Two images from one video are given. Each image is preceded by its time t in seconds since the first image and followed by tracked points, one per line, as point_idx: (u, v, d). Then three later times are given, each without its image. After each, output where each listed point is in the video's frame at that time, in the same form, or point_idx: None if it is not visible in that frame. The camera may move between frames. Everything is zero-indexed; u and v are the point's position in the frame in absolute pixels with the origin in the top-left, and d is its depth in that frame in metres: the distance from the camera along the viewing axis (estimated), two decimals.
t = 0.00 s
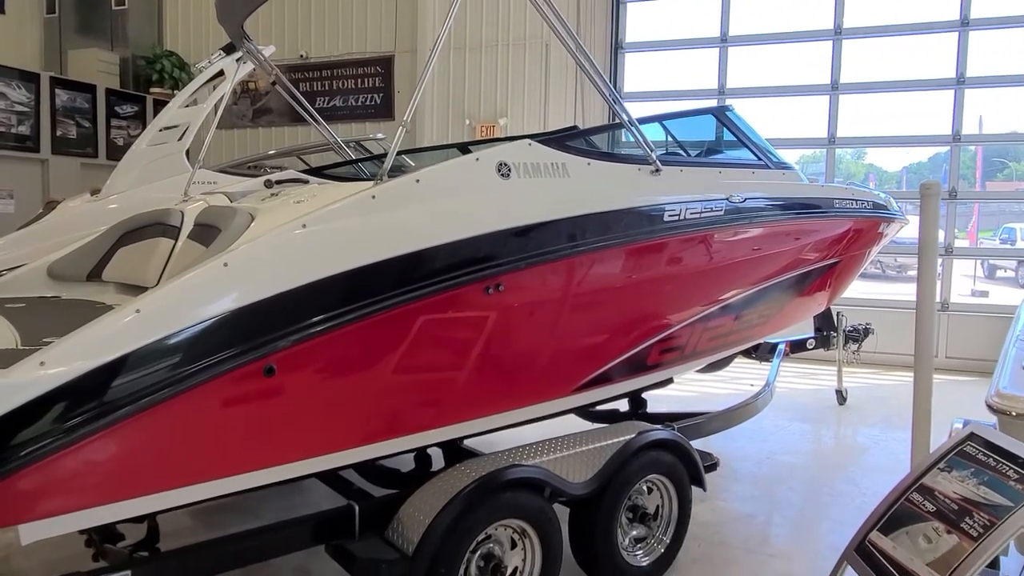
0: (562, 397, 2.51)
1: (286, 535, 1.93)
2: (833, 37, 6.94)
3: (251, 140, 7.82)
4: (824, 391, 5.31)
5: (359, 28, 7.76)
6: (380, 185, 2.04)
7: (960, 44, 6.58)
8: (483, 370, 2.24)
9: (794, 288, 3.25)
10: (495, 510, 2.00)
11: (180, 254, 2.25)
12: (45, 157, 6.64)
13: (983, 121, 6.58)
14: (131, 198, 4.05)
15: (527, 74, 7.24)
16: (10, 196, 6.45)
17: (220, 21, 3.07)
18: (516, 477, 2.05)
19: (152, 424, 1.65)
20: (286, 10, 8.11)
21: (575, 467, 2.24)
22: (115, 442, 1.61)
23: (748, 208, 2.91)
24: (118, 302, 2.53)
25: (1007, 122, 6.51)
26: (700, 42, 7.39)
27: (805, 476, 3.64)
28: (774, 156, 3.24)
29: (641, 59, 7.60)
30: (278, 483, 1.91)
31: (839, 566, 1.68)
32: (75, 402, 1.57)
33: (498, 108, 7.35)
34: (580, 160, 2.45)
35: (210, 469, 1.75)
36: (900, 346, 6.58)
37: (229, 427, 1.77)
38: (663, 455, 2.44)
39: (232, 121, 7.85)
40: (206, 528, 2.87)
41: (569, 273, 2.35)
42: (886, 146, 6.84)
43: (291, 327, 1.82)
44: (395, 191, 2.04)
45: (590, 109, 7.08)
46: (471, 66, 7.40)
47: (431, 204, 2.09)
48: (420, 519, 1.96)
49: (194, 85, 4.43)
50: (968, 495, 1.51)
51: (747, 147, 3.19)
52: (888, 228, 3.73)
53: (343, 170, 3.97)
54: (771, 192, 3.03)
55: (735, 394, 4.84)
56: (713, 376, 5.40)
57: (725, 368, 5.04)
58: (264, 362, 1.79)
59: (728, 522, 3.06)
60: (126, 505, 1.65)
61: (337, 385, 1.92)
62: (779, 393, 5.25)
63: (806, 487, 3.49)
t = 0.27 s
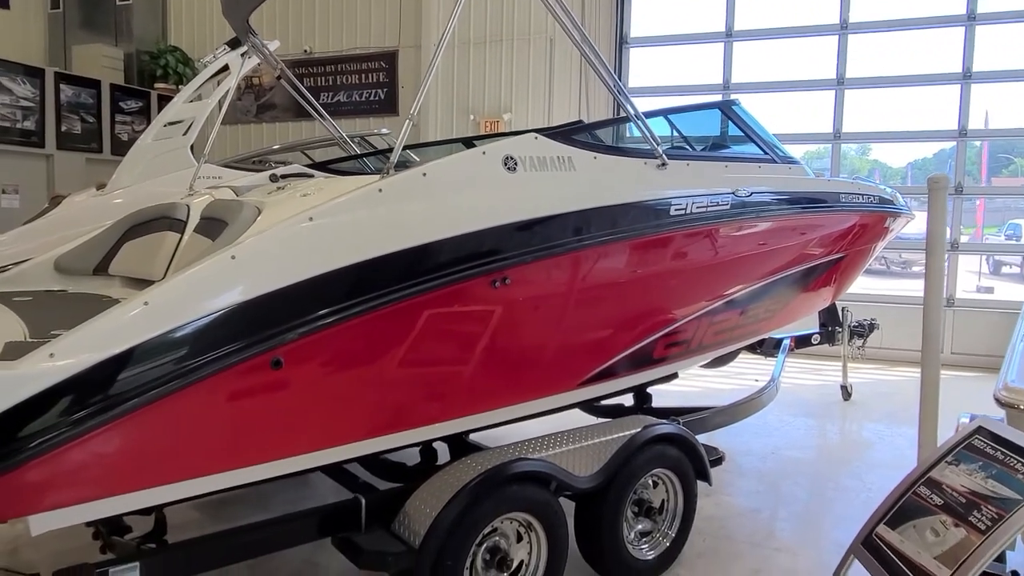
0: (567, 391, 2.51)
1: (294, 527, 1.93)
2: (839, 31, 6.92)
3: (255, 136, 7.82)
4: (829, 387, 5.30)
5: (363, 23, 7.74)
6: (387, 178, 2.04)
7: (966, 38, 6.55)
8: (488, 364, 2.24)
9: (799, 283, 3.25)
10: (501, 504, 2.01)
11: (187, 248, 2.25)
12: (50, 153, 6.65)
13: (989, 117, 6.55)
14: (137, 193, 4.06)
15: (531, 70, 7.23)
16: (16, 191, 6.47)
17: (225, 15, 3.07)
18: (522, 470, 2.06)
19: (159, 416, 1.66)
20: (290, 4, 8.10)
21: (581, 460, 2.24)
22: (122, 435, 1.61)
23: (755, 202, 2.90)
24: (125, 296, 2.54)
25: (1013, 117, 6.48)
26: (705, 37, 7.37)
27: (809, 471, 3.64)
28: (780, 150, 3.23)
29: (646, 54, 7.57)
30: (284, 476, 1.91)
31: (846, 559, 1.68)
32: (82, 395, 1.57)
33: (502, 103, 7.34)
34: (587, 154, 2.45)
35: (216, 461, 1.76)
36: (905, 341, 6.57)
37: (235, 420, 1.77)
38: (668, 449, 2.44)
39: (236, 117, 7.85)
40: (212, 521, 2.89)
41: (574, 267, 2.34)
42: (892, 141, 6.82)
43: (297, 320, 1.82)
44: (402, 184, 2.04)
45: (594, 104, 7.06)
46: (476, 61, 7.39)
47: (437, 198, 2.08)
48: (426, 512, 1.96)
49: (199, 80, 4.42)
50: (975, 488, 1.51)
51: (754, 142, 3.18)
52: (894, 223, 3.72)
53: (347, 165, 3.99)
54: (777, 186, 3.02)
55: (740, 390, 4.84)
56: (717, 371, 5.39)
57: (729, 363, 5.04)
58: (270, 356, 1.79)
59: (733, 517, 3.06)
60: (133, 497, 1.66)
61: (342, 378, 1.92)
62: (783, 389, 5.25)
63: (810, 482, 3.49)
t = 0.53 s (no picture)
0: (577, 384, 2.51)
1: (306, 516, 1.94)
2: (851, 24, 6.87)
3: (265, 130, 7.84)
4: (839, 381, 5.28)
5: (373, 16, 7.74)
6: (400, 169, 2.04)
7: (980, 30, 6.49)
8: (497, 357, 2.24)
9: (810, 277, 3.23)
10: (513, 495, 2.01)
11: (199, 240, 2.26)
12: (62, 146, 6.68)
13: (1003, 110, 6.50)
14: (148, 186, 4.08)
15: (541, 63, 7.21)
16: (29, 184, 6.50)
17: (236, 8, 3.07)
18: (533, 462, 2.06)
19: (171, 407, 1.66)
20: None
21: (593, 452, 2.24)
22: (135, 425, 1.62)
23: (768, 193, 2.89)
24: (138, 287, 2.55)
25: None
26: (716, 29, 7.33)
27: (820, 465, 3.63)
28: (793, 142, 3.22)
29: (656, 47, 7.54)
30: (295, 467, 1.92)
31: (859, 551, 1.67)
32: (96, 386, 1.58)
33: (511, 97, 7.33)
34: (599, 145, 2.45)
35: (228, 451, 1.77)
36: (916, 335, 6.53)
37: (247, 411, 1.78)
38: (680, 442, 2.43)
39: (247, 111, 7.86)
40: (224, 512, 2.91)
41: (585, 260, 2.34)
42: (904, 134, 6.77)
43: (308, 311, 1.83)
44: (415, 175, 2.05)
45: (604, 98, 7.04)
46: (485, 54, 7.37)
47: (449, 189, 2.09)
48: (438, 503, 1.97)
49: (210, 73, 4.42)
50: (991, 481, 1.51)
51: (766, 134, 3.16)
52: (907, 216, 3.70)
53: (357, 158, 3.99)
54: (789, 178, 3.01)
55: (750, 383, 4.83)
56: (727, 365, 5.38)
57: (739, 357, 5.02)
58: (283, 346, 1.80)
59: (743, 510, 3.06)
60: (145, 486, 1.67)
61: (353, 370, 1.93)
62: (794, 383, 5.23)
63: (821, 476, 3.48)
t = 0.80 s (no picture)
0: (595, 375, 2.50)
1: (328, 504, 1.94)
2: (873, 12, 6.78)
3: (282, 122, 7.87)
4: (859, 374, 5.23)
5: (389, 8, 7.73)
6: (422, 159, 2.05)
7: (1005, 18, 6.38)
8: (515, 348, 2.24)
9: (831, 269, 3.20)
10: (533, 485, 2.01)
11: (221, 229, 2.27)
12: (82, 139, 6.75)
13: None
14: (168, 178, 4.11)
15: (557, 54, 7.18)
16: (51, 176, 6.57)
17: None
18: (553, 452, 2.06)
19: (193, 396, 1.67)
20: None
21: (613, 443, 2.24)
22: (158, 413, 1.64)
23: (791, 183, 2.87)
24: (161, 277, 2.58)
25: None
26: (734, 19, 7.26)
27: (840, 458, 3.60)
28: (815, 132, 3.19)
29: (673, 37, 7.48)
30: (315, 455, 1.93)
31: (884, 542, 1.63)
32: (119, 375, 1.59)
33: (527, 89, 7.30)
34: (620, 135, 2.44)
35: (249, 440, 1.78)
36: (937, 328, 6.46)
37: (268, 400, 1.78)
38: (700, 433, 2.42)
39: (264, 104, 7.90)
40: (244, 500, 2.93)
41: (604, 251, 2.32)
42: (926, 124, 6.69)
43: (329, 301, 1.83)
44: (438, 164, 2.05)
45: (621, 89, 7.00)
46: (501, 46, 7.35)
47: (470, 178, 2.09)
48: (458, 492, 1.97)
49: (229, 65, 4.44)
50: (1020, 472, 1.51)
51: (788, 124, 3.14)
52: (931, 206, 3.66)
53: (375, 149, 3.99)
54: (811, 168, 2.98)
55: (768, 376, 4.80)
56: (745, 357, 5.35)
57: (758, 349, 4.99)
58: (304, 336, 1.80)
59: (763, 502, 3.04)
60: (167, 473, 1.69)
61: (372, 360, 1.93)
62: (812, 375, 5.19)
63: (841, 469, 3.46)
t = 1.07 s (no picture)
0: (619, 362, 2.49)
1: (356, 487, 1.94)
2: None
3: (304, 111, 7.89)
4: (886, 363, 5.16)
5: None
6: (450, 143, 2.04)
7: None
8: (539, 334, 2.22)
9: (860, 256, 3.15)
10: (560, 471, 2.01)
11: (248, 215, 2.28)
12: (108, 129, 6.80)
13: None
14: (193, 166, 4.13)
15: (579, 41, 7.13)
16: (77, 165, 6.65)
17: None
18: (580, 438, 2.05)
19: (221, 380, 1.68)
20: None
21: (640, 430, 2.23)
22: (186, 397, 1.65)
23: (821, 168, 2.83)
24: (188, 263, 2.60)
25: None
26: (759, 4, 7.16)
27: (867, 448, 3.56)
28: (846, 116, 3.13)
29: (697, 22, 7.39)
30: (341, 439, 1.94)
31: (919, 533, 1.61)
32: (147, 359, 1.60)
33: (549, 76, 7.24)
34: (649, 119, 2.41)
35: (276, 424, 1.79)
36: (966, 317, 6.35)
37: (295, 385, 1.79)
38: (727, 421, 2.40)
39: (286, 92, 7.92)
40: (271, 484, 2.96)
41: (630, 237, 2.30)
42: (955, 110, 6.56)
43: (355, 286, 1.83)
44: (466, 148, 2.04)
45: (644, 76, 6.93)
46: (523, 32, 7.30)
47: (497, 162, 2.08)
48: (485, 478, 1.97)
49: (252, 53, 4.45)
50: None
51: (818, 108, 3.08)
52: (963, 192, 3.59)
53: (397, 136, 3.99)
54: (841, 153, 2.93)
55: (793, 365, 4.75)
56: (769, 346, 5.30)
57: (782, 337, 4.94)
58: (331, 321, 1.80)
59: (789, 490, 3.02)
60: (195, 456, 1.71)
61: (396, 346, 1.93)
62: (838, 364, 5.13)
63: (868, 458, 3.41)
